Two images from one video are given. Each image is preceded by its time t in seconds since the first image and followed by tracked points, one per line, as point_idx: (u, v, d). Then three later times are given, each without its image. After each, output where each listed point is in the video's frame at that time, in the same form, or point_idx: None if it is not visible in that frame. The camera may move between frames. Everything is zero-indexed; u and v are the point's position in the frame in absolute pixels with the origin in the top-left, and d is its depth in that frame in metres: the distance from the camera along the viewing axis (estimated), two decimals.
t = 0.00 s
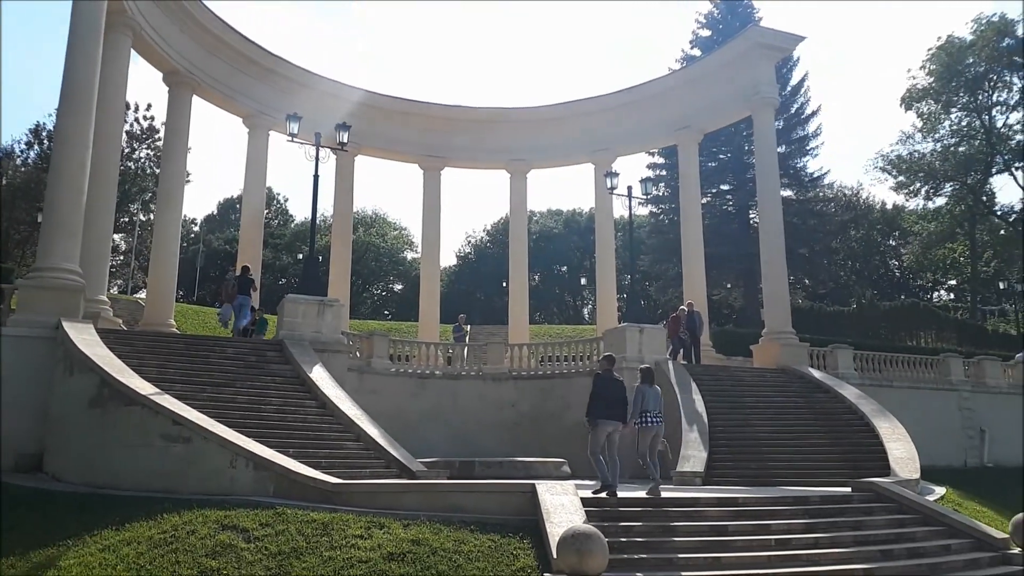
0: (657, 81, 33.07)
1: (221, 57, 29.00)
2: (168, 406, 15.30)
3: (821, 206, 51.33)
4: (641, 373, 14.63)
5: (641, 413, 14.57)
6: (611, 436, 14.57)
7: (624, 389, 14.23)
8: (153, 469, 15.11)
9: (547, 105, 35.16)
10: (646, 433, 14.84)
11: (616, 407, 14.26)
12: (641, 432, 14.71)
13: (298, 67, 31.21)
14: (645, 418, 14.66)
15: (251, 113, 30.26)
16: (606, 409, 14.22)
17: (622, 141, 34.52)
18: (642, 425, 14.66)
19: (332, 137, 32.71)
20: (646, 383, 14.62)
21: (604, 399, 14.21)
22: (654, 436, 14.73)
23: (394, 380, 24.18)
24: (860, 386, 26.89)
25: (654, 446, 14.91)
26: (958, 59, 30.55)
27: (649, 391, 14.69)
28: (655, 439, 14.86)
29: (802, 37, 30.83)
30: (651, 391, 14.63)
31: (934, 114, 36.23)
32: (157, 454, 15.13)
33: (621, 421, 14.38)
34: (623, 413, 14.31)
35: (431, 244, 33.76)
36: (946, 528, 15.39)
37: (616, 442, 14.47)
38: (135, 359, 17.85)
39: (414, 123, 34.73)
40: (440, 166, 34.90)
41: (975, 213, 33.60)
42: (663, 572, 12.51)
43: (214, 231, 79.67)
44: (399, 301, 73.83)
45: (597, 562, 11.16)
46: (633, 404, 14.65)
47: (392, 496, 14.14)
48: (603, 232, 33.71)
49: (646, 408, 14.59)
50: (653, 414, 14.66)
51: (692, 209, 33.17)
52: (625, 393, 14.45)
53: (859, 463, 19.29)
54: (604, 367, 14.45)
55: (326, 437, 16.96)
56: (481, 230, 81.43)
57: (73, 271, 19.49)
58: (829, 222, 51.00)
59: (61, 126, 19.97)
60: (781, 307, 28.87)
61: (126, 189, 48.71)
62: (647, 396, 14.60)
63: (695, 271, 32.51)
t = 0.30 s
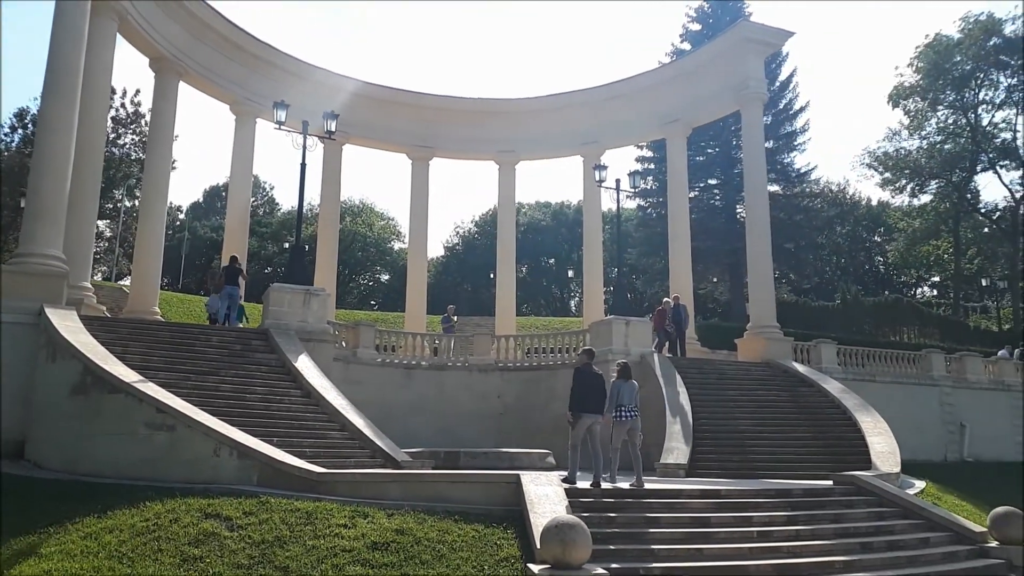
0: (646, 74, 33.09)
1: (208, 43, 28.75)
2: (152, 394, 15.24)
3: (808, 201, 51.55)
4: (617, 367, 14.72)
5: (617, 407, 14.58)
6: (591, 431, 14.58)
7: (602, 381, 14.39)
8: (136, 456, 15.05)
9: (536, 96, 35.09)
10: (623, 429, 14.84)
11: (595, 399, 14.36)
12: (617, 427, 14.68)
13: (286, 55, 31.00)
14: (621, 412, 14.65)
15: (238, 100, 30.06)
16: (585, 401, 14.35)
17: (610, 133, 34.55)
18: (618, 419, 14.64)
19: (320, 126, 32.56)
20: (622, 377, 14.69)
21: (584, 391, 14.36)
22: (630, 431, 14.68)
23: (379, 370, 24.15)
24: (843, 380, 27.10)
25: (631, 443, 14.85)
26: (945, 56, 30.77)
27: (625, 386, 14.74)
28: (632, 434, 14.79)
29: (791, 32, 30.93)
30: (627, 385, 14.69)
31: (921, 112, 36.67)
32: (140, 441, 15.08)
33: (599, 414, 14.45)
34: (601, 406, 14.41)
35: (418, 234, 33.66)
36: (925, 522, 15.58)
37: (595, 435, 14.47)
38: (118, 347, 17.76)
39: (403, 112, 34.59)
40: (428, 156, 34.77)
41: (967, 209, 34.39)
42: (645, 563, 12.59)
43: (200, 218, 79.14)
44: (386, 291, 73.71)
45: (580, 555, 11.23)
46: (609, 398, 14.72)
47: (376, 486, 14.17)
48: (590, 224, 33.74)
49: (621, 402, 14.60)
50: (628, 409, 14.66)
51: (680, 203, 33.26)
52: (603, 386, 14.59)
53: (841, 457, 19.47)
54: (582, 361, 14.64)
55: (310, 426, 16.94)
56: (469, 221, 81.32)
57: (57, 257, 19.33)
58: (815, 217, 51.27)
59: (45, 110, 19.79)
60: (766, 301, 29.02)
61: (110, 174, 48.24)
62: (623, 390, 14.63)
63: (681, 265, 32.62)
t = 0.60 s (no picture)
0: (631, 58, 33.04)
1: (189, 24, 28.36)
2: (136, 379, 15.14)
3: (791, 185, 51.80)
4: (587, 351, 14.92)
5: (590, 390, 14.80)
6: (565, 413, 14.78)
7: (576, 365, 14.54)
8: (120, 441, 14.98)
9: (522, 80, 34.95)
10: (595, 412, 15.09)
11: (569, 383, 14.52)
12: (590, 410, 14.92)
13: (269, 36, 30.65)
14: (593, 395, 14.88)
15: (220, 82, 29.69)
16: (559, 385, 14.52)
17: (596, 117, 34.49)
18: (590, 402, 14.87)
19: (303, 108, 32.29)
20: (592, 361, 14.89)
21: (558, 375, 14.52)
22: (602, 414, 14.97)
23: (365, 354, 24.14)
24: (825, 363, 27.36)
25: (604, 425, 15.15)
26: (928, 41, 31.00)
27: (594, 369, 15.01)
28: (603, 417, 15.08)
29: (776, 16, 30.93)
30: (598, 368, 14.94)
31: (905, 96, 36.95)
32: (124, 426, 15.00)
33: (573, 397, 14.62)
34: (575, 389, 14.57)
35: (403, 218, 33.53)
36: (905, 501, 15.82)
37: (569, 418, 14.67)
38: (101, 331, 17.61)
39: (387, 95, 34.36)
40: (413, 139, 34.55)
41: (948, 197, 34.09)
42: (630, 543, 12.73)
43: (182, 202, 78.44)
44: (371, 275, 73.53)
45: (565, 536, 11.30)
46: (581, 382, 14.94)
47: (362, 469, 14.21)
48: (576, 208, 33.75)
49: (594, 385, 14.83)
50: (600, 391, 14.91)
51: (665, 187, 33.31)
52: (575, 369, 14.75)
53: (822, 438, 19.70)
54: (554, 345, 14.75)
55: (296, 410, 16.92)
56: (455, 205, 81.12)
57: (37, 241, 19.10)
58: (799, 201, 51.57)
59: (24, 92, 19.49)
60: (750, 285, 29.18)
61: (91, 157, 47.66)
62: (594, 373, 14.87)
63: (666, 248, 32.72)
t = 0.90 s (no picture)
0: (619, 48, 33.02)
1: (174, 12, 28.07)
2: (123, 369, 15.07)
3: (779, 174, 51.99)
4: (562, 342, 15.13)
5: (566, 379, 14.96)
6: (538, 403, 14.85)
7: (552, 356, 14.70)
8: (107, 432, 14.92)
9: (511, 70, 34.85)
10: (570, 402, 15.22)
11: (546, 373, 14.66)
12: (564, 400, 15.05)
13: (255, 24, 30.39)
14: (568, 384, 15.03)
15: (206, 70, 29.44)
16: (536, 375, 14.63)
17: (585, 107, 34.46)
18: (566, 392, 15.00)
19: (290, 97, 32.09)
20: (567, 351, 15.06)
21: (536, 365, 14.64)
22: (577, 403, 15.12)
23: (354, 345, 24.10)
24: (812, 352, 27.53)
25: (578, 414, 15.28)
26: (915, 32, 31.11)
27: (570, 359, 15.14)
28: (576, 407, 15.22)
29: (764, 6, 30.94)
30: (573, 358, 15.13)
31: (892, 87, 37.07)
32: (111, 417, 14.94)
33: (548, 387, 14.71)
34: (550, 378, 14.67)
35: (392, 209, 33.42)
36: (891, 489, 15.96)
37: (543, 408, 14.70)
38: (87, 322, 17.52)
39: (375, 84, 34.19)
40: (402, 128, 34.39)
41: (932, 189, 34.22)
42: (618, 531, 12.82)
43: (169, 191, 77.91)
44: (360, 266, 73.39)
45: (555, 524, 11.36)
46: (557, 372, 15.06)
47: (351, 459, 14.24)
48: (565, 198, 33.75)
49: (569, 375, 14.97)
50: (575, 381, 15.08)
51: (653, 176, 33.34)
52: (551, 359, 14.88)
53: (809, 426, 19.85)
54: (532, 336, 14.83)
55: (284, 400, 16.92)
56: (443, 195, 80.94)
57: (21, 232, 18.93)
58: (786, 191, 51.79)
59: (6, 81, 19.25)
60: (738, 274, 29.27)
61: (76, 146, 47.25)
62: (569, 363, 15.06)
63: (655, 238, 32.78)
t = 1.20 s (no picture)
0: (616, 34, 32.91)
1: None
2: (119, 354, 15.06)
3: (776, 162, 51.97)
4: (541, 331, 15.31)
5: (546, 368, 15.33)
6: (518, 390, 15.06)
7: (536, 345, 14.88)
8: (104, 417, 14.93)
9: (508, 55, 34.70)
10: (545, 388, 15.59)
11: (529, 362, 14.82)
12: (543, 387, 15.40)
13: (251, 8, 30.23)
14: (547, 373, 15.43)
15: (201, 55, 29.29)
16: (520, 364, 14.78)
17: (583, 93, 34.36)
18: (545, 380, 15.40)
19: (286, 82, 31.96)
20: (548, 341, 15.34)
21: (520, 355, 14.79)
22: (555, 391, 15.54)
23: (350, 331, 24.10)
24: (808, 339, 27.59)
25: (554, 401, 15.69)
26: (914, 19, 31.05)
27: (550, 348, 15.46)
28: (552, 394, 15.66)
29: None
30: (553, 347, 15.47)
31: (891, 75, 37.04)
32: (107, 402, 14.95)
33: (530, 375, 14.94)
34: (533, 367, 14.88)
35: (388, 195, 33.33)
36: (884, 476, 16.05)
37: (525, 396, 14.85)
38: (83, 307, 17.50)
39: (372, 69, 34.05)
40: (398, 114, 34.23)
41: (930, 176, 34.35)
42: (613, 517, 12.90)
43: (165, 177, 77.71)
44: (356, 252, 73.37)
45: (550, 509, 11.41)
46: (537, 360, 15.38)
47: (348, 444, 14.31)
48: (562, 185, 33.69)
49: (549, 364, 15.33)
50: (554, 369, 15.53)
51: (650, 163, 33.28)
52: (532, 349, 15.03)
53: (803, 413, 19.96)
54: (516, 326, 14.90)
55: (280, 385, 16.95)
56: (440, 182, 80.79)
57: (16, 216, 18.89)
58: (784, 178, 51.78)
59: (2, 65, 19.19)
60: (734, 262, 29.28)
61: (72, 131, 47.05)
62: (550, 352, 15.43)
63: (651, 225, 32.75)
